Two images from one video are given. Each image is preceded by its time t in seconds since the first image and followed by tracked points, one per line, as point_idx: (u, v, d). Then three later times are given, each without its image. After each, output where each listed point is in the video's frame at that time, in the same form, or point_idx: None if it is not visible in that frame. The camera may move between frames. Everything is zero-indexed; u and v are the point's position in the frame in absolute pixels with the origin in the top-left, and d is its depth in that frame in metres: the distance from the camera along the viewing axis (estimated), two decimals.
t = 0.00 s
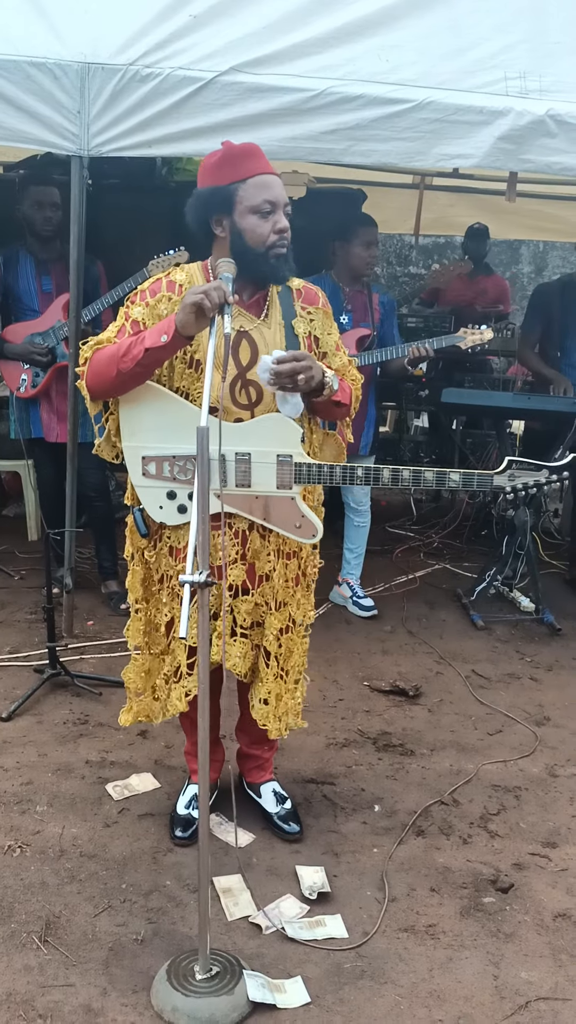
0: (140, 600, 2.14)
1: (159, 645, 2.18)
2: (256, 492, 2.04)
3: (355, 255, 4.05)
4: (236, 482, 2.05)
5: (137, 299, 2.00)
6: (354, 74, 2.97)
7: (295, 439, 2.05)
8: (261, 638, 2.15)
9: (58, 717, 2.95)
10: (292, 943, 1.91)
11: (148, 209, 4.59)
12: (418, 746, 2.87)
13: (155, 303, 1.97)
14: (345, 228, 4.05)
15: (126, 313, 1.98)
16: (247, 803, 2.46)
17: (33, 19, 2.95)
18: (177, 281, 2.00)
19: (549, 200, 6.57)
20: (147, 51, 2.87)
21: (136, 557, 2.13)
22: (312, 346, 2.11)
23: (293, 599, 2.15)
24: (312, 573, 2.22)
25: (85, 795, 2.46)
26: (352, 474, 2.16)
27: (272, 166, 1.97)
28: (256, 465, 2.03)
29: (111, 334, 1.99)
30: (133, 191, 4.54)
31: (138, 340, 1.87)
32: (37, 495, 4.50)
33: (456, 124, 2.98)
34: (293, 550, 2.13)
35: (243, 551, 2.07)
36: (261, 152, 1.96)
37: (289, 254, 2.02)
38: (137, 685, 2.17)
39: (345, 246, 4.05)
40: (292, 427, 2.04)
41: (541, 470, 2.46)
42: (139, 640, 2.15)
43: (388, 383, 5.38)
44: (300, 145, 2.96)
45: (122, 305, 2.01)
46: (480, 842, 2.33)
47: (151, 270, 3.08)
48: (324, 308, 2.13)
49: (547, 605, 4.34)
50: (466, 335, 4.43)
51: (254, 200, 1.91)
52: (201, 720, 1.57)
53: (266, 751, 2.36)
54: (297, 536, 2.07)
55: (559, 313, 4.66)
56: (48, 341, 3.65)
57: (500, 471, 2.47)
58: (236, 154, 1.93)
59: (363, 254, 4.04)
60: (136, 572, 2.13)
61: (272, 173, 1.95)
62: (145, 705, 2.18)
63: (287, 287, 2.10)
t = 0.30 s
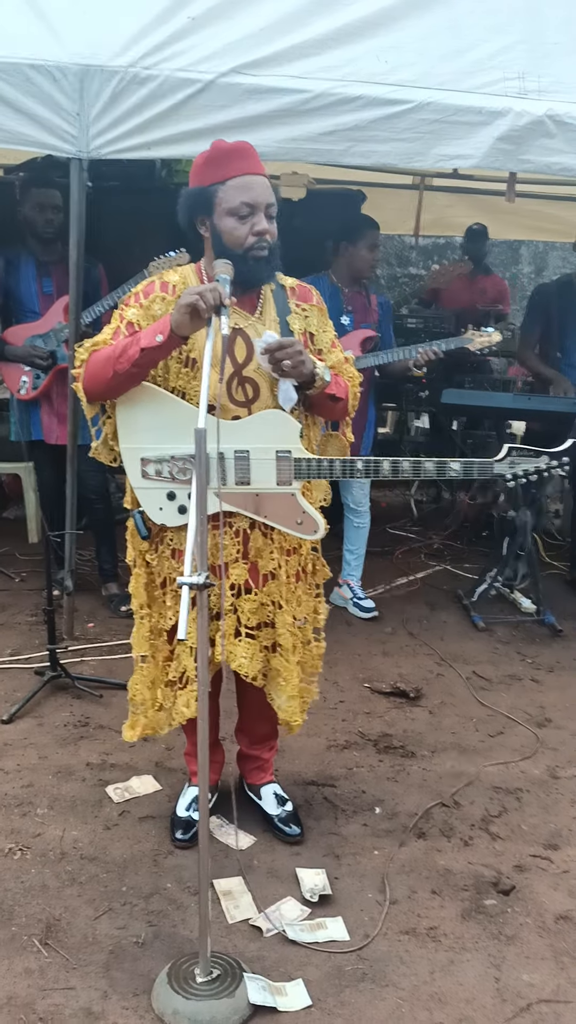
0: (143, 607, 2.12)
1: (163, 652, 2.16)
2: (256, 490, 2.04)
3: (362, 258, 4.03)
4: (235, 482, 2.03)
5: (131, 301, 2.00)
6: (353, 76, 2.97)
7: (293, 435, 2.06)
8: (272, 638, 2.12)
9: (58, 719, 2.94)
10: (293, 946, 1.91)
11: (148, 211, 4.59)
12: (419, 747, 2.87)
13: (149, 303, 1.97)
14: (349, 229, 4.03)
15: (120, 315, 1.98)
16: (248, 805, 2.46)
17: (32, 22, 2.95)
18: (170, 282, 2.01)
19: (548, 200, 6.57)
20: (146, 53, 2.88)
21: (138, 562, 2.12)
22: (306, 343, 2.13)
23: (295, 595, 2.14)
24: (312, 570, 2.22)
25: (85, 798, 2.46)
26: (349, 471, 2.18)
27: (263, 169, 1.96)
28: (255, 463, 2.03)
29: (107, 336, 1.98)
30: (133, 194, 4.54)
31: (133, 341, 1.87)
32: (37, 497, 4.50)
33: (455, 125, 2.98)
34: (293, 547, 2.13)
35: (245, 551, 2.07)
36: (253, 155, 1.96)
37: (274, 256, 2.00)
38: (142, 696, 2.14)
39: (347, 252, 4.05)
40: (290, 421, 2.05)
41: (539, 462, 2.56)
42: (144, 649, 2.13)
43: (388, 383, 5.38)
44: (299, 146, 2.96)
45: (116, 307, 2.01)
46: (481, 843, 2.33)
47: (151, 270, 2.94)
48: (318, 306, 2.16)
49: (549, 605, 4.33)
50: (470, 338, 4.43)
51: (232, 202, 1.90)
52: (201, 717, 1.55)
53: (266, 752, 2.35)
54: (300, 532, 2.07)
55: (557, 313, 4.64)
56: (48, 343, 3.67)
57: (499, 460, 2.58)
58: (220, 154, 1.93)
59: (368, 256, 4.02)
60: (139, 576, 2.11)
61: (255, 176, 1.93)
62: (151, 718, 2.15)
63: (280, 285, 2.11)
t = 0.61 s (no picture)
0: (142, 603, 2.13)
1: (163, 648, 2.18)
2: (251, 492, 2.05)
3: (362, 258, 4.00)
4: (231, 483, 2.06)
5: (133, 301, 2.00)
6: (355, 78, 2.97)
7: (290, 439, 2.07)
8: (267, 642, 2.13)
9: (61, 721, 2.94)
10: (295, 949, 1.90)
11: (149, 213, 4.59)
12: (421, 750, 2.86)
13: (150, 304, 1.98)
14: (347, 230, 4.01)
15: (122, 315, 1.98)
16: (250, 808, 2.46)
17: (34, 25, 2.96)
18: (172, 283, 2.01)
19: (550, 202, 6.57)
20: (148, 57, 2.88)
21: (136, 560, 2.13)
22: (306, 347, 2.12)
23: (292, 599, 2.14)
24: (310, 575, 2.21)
25: (87, 800, 2.46)
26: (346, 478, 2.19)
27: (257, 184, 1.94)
28: (251, 466, 2.05)
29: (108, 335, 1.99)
30: (135, 197, 4.55)
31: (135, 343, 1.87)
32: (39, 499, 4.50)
33: (457, 127, 2.98)
34: (290, 551, 2.12)
35: (241, 552, 2.07)
36: (252, 167, 1.93)
37: (252, 268, 1.97)
38: (143, 692, 2.17)
39: (346, 254, 4.00)
40: (286, 428, 2.06)
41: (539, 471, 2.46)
42: (143, 644, 2.15)
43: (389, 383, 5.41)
44: (300, 148, 2.96)
45: (118, 306, 2.01)
46: (484, 846, 2.32)
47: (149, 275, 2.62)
48: (319, 311, 2.15)
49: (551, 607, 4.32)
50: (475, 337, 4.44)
51: (204, 214, 1.91)
52: (202, 720, 1.55)
53: (268, 753, 2.35)
54: (293, 537, 2.08)
55: (560, 314, 4.65)
56: (51, 343, 3.64)
57: (495, 474, 2.46)
58: (211, 162, 1.93)
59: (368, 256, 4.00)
60: (137, 574, 2.12)
61: (236, 187, 1.90)
62: (152, 713, 2.18)
63: (282, 288, 2.11)
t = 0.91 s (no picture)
0: (133, 598, 2.14)
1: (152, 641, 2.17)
2: (248, 492, 2.05)
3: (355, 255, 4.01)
4: (228, 483, 2.05)
5: (133, 298, 2.01)
6: (358, 78, 2.97)
7: (289, 440, 2.06)
8: (251, 638, 2.14)
9: (61, 720, 2.94)
10: (295, 948, 1.90)
11: (151, 212, 4.58)
12: (422, 750, 2.86)
13: (151, 302, 1.98)
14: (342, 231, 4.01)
15: (122, 312, 1.99)
16: (250, 807, 2.45)
17: (38, 23, 2.95)
18: (172, 280, 2.00)
19: (553, 203, 6.57)
20: (151, 56, 2.88)
21: (130, 555, 2.14)
22: (306, 348, 2.12)
23: (287, 599, 2.13)
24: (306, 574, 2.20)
25: (87, 799, 2.46)
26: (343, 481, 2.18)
27: (258, 184, 1.93)
28: (249, 466, 2.04)
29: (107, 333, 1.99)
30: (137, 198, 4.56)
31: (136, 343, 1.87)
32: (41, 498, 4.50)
33: (460, 127, 2.98)
34: (286, 551, 2.12)
35: (235, 551, 2.07)
36: (253, 168, 1.93)
37: (251, 270, 1.96)
38: (128, 680, 2.15)
39: (341, 253, 3.99)
40: (285, 428, 2.05)
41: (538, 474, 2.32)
42: (130, 636, 2.14)
43: (391, 384, 5.42)
44: (303, 148, 2.96)
45: (118, 304, 2.01)
46: (484, 846, 2.32)
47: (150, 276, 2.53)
48: (320, 312, 2.15)
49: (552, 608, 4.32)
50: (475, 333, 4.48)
51: (204, 215, 1.91)
52: (202, 719, 1.55)
53: (268, 753, 2.34)
54: (289, 537, 2.08)
55: (561, 314, 4.65)
56: (52, 341, 3.65)
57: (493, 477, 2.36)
58: (213, 163, 1.92)
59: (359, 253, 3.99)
60: (129, 569, 2.13)
61: (237, 189, 1.90)
62: (135, 700, 2.16)
63: (283, 289, 2.11)
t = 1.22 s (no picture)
0: (127, 594, 2.14)
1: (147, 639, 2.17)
2: (246, 490, 2.04)
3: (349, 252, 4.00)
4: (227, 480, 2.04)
5: (134, 291, 2.00)
6: (361, 75, 2.96)
7: (287, 440, 2.06)
8: (251, 636, 2.14)
9: (60, 716, 2.94)
10: (293, 945, 1.90)
11: (154, 207, 4.57)
12: (421, 748, 2.86)
13: (153, 296, 1.98)
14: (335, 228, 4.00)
15: (123, 304, 1.98)
16: (249, 805, 2.45)
17: (41, 17, 2.95)
18: (174, 275, 2.00)
19: (555, 202, 6.56)
20: (154, 51, 2.87)
21: (126, 551, 2.14)
22: (306, 346, 2.12)
23: (285, 597, 2.13)
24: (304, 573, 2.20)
25: (86, 795, 2.46)
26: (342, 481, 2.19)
27: (262, 179, 1.93)
28: (247, 464, 2.04)
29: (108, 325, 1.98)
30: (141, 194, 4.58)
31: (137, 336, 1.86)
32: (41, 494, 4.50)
33: (463, 125, 2.97)
34: (284, 549, 2.12)
35: (232, 549, 2.07)
36: (258, 163, 1.92)
37: (254, 267, 1.96)
38: (122, 679, 2.16)
39: (336, 248, 3.97)
40: (284, 428, 2.05)
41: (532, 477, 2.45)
42: (125, 634, 2.15)
43: (393, 383, 5.44)
44: (306, 145, 2.96)
45: (119, 296, 2.01)
46: (482, 845, 2.32)
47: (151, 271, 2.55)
48: (321, 310, 2.15)
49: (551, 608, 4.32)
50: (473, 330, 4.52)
51: (208, 211, 1.90)
52: (201, 717, 1.54)
53: (266, 750, 2.35)
54: (286, 535, 2.08)
55: (562, 314, 4.70)
56: (54, 334, 3.65)
57: (489, 480, 2.46)
58: (217, 159, 1.92)
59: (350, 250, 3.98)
60: (125, 565, 2.14)
61: (241, 185, 1.89)
62: (131, 699, 2.17)
63: (284, 287, 2.11)
